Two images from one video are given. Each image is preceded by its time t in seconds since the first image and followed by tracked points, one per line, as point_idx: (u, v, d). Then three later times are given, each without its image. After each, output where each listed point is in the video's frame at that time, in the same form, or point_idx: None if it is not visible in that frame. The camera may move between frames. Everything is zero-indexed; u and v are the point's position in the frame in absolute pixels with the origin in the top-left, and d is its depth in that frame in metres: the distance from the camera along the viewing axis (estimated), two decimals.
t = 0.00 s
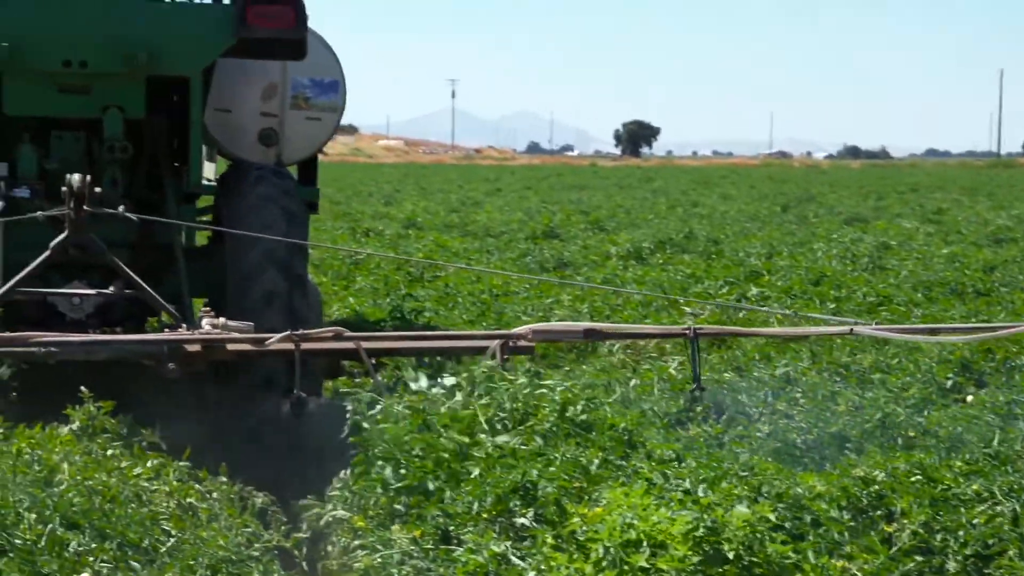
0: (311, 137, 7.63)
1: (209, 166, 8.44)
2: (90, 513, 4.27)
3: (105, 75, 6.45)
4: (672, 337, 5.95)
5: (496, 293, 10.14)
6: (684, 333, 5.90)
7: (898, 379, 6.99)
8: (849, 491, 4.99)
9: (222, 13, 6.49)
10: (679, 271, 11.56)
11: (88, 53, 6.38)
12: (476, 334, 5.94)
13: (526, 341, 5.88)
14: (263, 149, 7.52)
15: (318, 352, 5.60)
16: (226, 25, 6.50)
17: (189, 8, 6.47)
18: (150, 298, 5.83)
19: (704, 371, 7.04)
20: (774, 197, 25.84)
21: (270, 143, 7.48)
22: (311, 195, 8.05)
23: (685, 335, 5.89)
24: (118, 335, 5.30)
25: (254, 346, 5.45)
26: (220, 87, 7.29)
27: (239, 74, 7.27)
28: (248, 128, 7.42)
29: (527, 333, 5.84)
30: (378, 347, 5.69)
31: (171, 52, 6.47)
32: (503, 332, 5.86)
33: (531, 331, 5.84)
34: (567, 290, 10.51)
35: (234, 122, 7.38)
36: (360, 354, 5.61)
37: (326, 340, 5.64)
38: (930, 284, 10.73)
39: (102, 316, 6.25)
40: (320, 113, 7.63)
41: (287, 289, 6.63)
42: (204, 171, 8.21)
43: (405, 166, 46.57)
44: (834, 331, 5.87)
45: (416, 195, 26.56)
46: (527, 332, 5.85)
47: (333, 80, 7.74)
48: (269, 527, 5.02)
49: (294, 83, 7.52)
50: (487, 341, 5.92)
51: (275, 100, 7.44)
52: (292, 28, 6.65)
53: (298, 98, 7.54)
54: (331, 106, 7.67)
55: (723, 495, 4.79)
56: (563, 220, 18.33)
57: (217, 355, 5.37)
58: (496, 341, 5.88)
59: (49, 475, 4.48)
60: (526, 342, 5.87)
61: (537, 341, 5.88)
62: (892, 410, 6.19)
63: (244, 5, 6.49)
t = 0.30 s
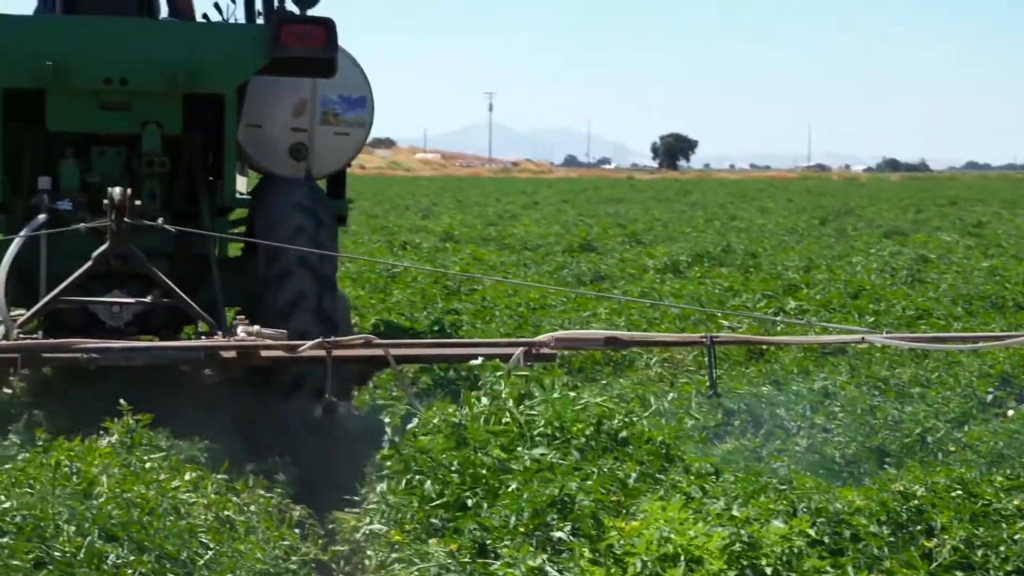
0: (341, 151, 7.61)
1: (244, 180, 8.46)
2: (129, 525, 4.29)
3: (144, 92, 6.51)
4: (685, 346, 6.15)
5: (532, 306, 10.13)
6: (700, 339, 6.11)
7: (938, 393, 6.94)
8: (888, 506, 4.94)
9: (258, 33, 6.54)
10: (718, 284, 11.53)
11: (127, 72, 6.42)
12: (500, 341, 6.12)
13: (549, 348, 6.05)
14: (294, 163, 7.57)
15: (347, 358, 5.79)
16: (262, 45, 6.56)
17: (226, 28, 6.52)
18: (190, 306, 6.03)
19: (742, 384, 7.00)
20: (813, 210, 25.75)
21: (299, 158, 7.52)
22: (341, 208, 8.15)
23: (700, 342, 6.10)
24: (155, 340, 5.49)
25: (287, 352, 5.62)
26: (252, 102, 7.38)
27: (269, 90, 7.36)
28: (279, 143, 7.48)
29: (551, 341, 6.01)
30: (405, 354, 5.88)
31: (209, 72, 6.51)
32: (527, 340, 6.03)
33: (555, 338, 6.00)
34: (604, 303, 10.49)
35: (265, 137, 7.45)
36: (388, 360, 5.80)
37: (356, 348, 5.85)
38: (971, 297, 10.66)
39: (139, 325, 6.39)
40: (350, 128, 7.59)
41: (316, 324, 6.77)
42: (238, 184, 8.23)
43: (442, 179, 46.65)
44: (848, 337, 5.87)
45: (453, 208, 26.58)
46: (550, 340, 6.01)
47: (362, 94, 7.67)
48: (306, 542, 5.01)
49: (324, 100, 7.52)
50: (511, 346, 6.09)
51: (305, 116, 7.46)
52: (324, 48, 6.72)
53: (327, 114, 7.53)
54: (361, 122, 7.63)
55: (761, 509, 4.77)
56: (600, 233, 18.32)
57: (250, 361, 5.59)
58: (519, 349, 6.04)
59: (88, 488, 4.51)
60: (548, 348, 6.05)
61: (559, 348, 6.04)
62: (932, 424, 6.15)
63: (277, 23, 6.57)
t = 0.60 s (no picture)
0: (366, 169, 7.49)
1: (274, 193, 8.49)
2: (161, 535, 4.30)
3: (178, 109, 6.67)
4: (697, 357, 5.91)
5: (564, 318, 10.12)
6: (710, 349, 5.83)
7: (972, 405, 6.89)
8: (921, 519, 4.91)
9: (287, 52, 6.71)
10: (749, 295, 11.50)
11: (162, 87, 6.59)
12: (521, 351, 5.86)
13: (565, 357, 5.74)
14: (324, 179, 7.48)
15: (371, 365, 5.68)
16: (292, 62, 6.71)
17: (258, 47, 6.70)
18: (218, 313, 6.07)
19: (773, 396, 6.98)
20: (845, 222, 25.66)
21: (331, 173, 7.43)
22: (370, 220, 8.19)
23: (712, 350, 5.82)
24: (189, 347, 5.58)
25: (312, 360, 5.58)
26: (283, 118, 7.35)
27: (302, 105, 7.32)
28: (309, 157, 7.39)
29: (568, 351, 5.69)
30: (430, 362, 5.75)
31: (242, 89, 6.67)
32: (544, 349, 5.73)
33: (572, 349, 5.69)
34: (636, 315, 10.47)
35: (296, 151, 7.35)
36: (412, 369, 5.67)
37: (380, 355, 5.73)
38: (1005, 310, 10.60)
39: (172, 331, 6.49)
40: (378, 145, 7.49)
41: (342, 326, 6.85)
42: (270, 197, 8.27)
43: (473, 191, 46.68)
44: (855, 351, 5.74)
45: (485, 219, 26.60)
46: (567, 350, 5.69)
47: (391, 111, 7.54)
48: (337, 554, 5.02)
49: (354, 116, 7.44)
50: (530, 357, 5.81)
51: (335, 132, 7.41)
52: (353, 67, 6.73)
53: (357, 131, 7.45)
54: (391, 138, 7.50)
55: (793, 522, 4.76)
56: (631, 245, 18.30)
57: (277, 368, 5.54)
58: (538, 357, 5.75)
59: (121, 499, 4.53)
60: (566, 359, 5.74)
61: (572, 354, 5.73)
62: (966, 436, 6.11)
63: (307, 43, 6.68)
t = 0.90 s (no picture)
0: (387, 179, 7.82)
1: (295, 205, 8.50)
2: (186, 547, 4.31)
3: (202, 122, 6.72)
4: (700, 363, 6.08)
5: (587, 329, 10.10)
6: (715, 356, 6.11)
7: (998, 417, 6.85)
8: (947, 532, 4.89)
9: (309, 68, 6.69)
10: (774, 307, 11.47)
11: (188, 103, 6.63)
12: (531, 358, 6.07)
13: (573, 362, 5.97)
14: (343, 191, 7.70)
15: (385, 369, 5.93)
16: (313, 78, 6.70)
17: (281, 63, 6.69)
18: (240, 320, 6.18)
19: (797, 408, 6.95)
20: (871, 233, 25.54)
21: (350, 185, 7.67)
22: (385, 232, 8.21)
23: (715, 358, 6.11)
24: (212, 354, 5.66)
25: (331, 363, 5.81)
26: (303, 132, 7.48)
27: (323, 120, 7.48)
28: (329, 169, 7.60)
29: (576, 355, 5.93)
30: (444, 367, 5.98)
31: (264, 104, 6.69)
32: (555, 354, 5.96)
33: (580, 353, 5.92)
34: (660, 326, 10.45)
35: (316, 164, 7.56)
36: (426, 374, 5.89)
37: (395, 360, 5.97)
38: None
39: (195, 338, 6.45)
40: (396, 157, 7.81)
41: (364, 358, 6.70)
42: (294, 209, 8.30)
43: (497, 202, 46.67)
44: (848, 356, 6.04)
45: (509, 230, 26.57)
46: (576, 353, 5.93)
47: (408, 125, 7.90)
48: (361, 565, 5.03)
49: (373, 130, 7.72)
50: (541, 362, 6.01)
51: (354, 145, 7.63)
52: (371, 81, 6.72)
53: (375, 144, 7.73)
54: (407, 152, 7.85)
55: (819, 534, 4.74)
56: (656, 256, 18.27)
57: (296, 371, 5.77)
58: (549, 362, 5.97)
59: (146, 510, 4.54)
60: (574, 363, 5.96)
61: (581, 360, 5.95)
62: (993, 449, 6.07)
63: (327, 57, 6.64)
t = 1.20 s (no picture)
0: (402, 190, 8.11)
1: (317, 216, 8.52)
2: (208, 556, 4.33)
3: (220, 135, 6.75)
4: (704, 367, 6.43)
5: (609, 340, 10.09)
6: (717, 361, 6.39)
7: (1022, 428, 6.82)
8: (972, 543, 4.86)
9: (324, 83, 6.78)
10: (797, 318, 11.43)
11: (209, 116, 6.68)
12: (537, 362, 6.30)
13: (580, 366, 6.22)
14: (358, 202, 7.99)
15: (399, 375, 6.13)
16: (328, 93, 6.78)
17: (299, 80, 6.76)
18: (259, 327, 6.24)
19: (820, 419, 6.92)
20: (893, 243, 25.45)
21: (364, 197, 7.96)
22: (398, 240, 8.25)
23: (717, 363, 6.39)
24: (233, 361, 5.84)
25: (345, 368, 6.03)
26: (320, 144, 7.75)
27: (338, 133, 7.77)
28: (344, 181, 7.89)
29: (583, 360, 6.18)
30: (452, 370, 6.20)
31: (282, 118, 6.75)
32: (561, 357, 6.22)
33: (588, 358, 6.18)
34: (682, 337, 10.43)
35: (331, 175, 7.84)
36: (438, 377, 6.14)
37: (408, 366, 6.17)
38: None
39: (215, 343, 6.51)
40: (409, 169, 8.11)
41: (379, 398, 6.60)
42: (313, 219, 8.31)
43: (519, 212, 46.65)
44: (847, 359, 6.20)
45: (530, 241, 26.53)
46: (583, 358, 6.19)
47: (420, 139, 8.25)
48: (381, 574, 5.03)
49: (386, 143, 8.03)
50: (545, 365, 6.29)
51: (369, 157, 7.92)
52: (385, 96, 6.79)
53: (389, 156, 8.03)
54: (419, 164, 8.15)
55: (843, 546, 4.72)
56: (678, 267, 18.22)
57: (313, 376, 5.98)
58: (554, 365, 6.23)
59: (168, 519, 4.55)
60: (581, 367, 6.21)
61: (588, 365, 6.22)
62: (1016, 460, 6.03)
63: (344, 72, 6.70)
